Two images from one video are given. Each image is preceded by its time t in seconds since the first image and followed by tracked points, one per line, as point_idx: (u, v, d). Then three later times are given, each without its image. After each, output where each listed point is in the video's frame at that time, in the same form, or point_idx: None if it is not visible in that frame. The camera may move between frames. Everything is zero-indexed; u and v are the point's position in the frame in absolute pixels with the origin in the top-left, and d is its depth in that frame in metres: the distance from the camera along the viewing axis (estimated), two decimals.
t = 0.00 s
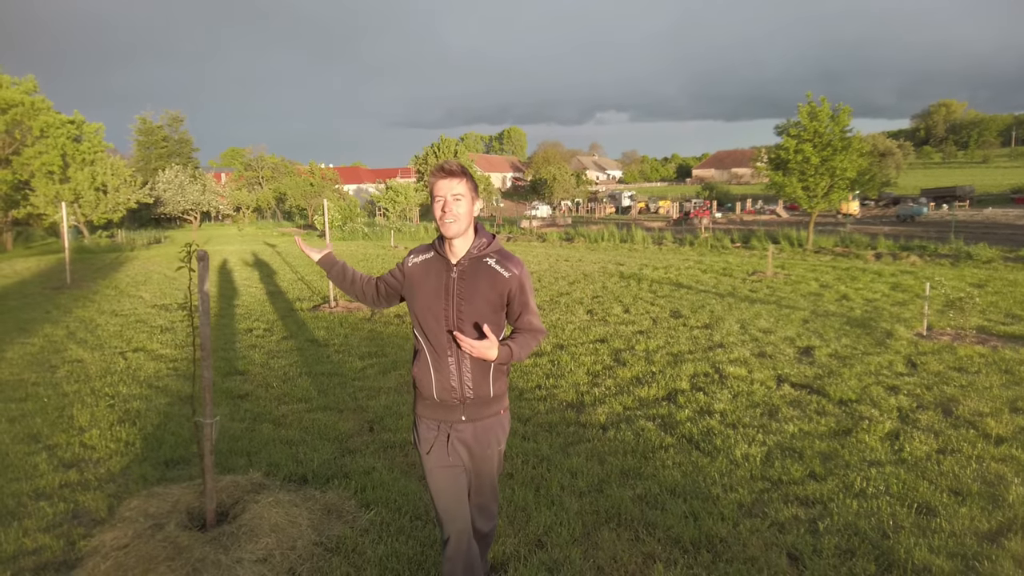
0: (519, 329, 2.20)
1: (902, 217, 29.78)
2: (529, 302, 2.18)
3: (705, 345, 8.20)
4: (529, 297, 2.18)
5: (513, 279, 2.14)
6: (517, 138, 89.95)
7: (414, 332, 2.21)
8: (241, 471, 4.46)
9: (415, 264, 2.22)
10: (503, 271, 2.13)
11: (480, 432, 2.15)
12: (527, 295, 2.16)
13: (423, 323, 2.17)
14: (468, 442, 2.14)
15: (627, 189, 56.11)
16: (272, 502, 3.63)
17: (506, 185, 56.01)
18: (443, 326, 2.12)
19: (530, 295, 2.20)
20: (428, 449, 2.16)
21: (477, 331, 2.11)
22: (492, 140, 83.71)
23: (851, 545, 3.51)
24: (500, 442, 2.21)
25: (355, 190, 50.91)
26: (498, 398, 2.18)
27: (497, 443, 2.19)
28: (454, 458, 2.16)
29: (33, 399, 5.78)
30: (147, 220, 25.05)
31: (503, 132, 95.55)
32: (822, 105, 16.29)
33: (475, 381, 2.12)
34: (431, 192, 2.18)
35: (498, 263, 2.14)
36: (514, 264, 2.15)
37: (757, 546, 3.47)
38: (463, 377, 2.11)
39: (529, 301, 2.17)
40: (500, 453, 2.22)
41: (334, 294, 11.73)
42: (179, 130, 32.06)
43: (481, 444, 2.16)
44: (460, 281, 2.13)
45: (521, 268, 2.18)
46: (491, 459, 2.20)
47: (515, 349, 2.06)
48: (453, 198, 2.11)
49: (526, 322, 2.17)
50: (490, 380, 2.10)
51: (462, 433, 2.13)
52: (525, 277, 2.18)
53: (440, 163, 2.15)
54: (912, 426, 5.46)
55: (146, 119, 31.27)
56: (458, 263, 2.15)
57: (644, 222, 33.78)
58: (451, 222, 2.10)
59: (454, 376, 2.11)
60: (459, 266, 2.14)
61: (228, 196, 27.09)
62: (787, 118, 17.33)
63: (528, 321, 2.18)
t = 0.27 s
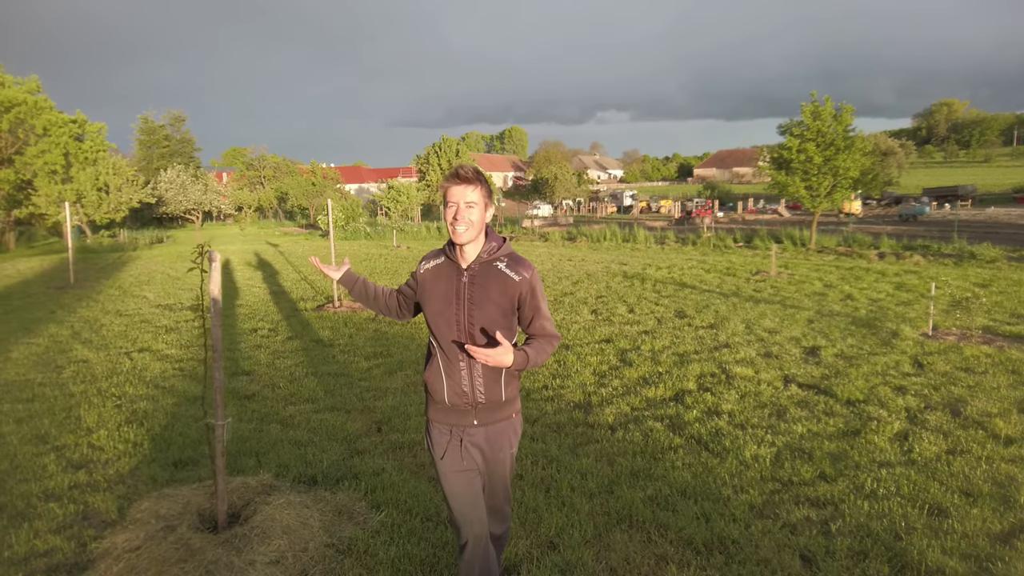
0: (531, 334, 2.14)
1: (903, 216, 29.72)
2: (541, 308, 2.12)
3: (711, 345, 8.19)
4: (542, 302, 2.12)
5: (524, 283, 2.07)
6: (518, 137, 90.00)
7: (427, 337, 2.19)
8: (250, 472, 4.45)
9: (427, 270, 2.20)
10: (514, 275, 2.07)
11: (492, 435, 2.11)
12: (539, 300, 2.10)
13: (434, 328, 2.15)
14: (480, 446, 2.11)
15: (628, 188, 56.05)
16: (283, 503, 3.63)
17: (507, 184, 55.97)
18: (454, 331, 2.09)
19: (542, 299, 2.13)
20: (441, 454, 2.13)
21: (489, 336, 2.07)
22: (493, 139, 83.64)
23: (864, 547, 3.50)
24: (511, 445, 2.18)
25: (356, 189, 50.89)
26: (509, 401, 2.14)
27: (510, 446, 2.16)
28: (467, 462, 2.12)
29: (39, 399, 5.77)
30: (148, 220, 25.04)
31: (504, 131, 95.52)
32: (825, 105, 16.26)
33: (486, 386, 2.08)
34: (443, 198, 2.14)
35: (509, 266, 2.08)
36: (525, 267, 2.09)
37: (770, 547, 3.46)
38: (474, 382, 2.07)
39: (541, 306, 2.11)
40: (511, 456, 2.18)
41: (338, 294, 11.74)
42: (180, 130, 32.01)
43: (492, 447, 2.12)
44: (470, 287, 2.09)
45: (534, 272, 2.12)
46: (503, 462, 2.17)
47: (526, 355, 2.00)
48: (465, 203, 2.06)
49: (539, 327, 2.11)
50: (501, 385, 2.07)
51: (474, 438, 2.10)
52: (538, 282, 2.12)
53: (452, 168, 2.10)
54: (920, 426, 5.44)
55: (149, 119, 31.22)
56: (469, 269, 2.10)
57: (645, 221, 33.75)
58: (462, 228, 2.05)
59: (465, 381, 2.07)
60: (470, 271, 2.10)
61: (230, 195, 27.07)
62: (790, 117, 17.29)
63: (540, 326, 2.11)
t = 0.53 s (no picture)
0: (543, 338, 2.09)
1: (902, 217, 29.74)
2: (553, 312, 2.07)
3: (714, 346, 8.18)
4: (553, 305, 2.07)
5: (537, 286, 2.02)
6: (516, 137, 89.96)
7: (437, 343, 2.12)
8: (256, 475, 4.43)
9: (434, 275, 2.12)
10: (527, 278, 2.01)
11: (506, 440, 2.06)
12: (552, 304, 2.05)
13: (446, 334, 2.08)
14: (494, 450, 2.06)
15: (627, 189, 56.06)
16: (291, 506, 3.62)
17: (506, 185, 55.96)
18: (466, 337, 2.03)
19: (554, 302, 2.08)
20: (453, 458, 2.07)
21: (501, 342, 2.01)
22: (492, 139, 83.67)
23: (873, 549, 3.49)
24: (524, 449, 2.13)
25: (354, 190, 50.82)
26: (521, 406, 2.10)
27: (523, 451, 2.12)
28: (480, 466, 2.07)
29: (42, 401, 5.75)
30: (147, 220, 24.98)
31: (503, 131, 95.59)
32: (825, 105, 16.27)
33: (500, 391, 2.03)
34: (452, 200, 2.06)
35: (521, 269, 2.02)
36: (537, 270, 2.03)
37: (780, 550, 3.45)
38: (487, 389, 2.02)
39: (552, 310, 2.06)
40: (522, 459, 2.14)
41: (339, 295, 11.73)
42: (179, 130, 31.93)
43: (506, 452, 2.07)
44: (482, 292, 2.02)
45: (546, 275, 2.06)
46: (516, 467, 2.12)
47: (540, 359, 1.95)
48: (476, 207, 2.00)
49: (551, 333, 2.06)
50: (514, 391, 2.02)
51: (487, 443, 2.05)
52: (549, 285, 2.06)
53: (463, 171, 2.03)
54: (925, 428, 5.43)
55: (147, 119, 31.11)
56: (480, 273, 2.03)
57: (645, 222, 33.76)
58: (473, 232, 1.98)
59: (480, 388, 2.01)
60: (481, 276, 2.03)
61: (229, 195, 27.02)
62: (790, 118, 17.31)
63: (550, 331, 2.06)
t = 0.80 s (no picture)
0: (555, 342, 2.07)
1: (899, 217, 29.84)
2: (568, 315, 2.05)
3: (715, 346, 8.18)
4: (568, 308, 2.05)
5: (552, 289, 2.00)
6: (513, 138, 90.01)
7: (446, 351, 2.06)
8: (260, 476, 4.41)
9: (442, 280, 2.06)
10: (543, 281, 1.99)
11: (518, 452, 2.02)
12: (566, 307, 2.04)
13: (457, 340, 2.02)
14: (505, 462, 2.02)
15: (624, 189, 56.13)
16: (297, 508, 3.60)
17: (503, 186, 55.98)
18: (480, 344, 1.97)
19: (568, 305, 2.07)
20: (461, 472, 2.01)
21: (516, 348, 1.98)
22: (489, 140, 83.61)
23: (880, 549, 3.49)
24: (533, 460, 2.10)
25: (352, 190, 50.75)
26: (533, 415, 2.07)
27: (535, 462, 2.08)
28: (490, 478, 2.03)
29: (43, 403, 5.71)
30: (144, 221, 24.87)
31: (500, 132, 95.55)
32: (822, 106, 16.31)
33: (513, 398, 1.99)
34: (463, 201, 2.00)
35: (536, 271, 2.00)
36: (551, 273, 2.01)
37: (787, 551, 3.44)
38: (503, 396, 1.97)
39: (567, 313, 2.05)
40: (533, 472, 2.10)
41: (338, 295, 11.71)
42: (176, 131, 31.82)
43: (517, 464, 2.03)
44: (497, 296, 1.98)
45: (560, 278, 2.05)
46: (525, 478, 2.08)
47: (554, 366, 1.94)
48: (491, 208, 1.95)
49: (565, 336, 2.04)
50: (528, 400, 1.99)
51: (499, 453, 2.00)
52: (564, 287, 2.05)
53: (475, 170, 1.96)
54: (928, 428, 5.44)
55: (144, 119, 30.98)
56: (494, 277, 1.99)
57: (642, 222, 33.81)
58: (488, 234, 1.94)
59: (494, 397, 1.97)
60: (495, 279, 1.99)
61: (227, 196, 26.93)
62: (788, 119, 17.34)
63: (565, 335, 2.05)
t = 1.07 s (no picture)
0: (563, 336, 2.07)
1: (893, 219, 30.00)
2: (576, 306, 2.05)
3: (711, 347, 8.19)
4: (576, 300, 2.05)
5: (562, 279, 2.00)
6: (508, 139, 90.03)
7: (451, 347, 2.03)
8: (258, 479, 4.39)
9: (446, 274, 2.03)
10: (551, 271, 1.98)
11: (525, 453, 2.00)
12: (575, 299, 2.04)
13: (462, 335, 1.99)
14: (512, 465, 1.99)
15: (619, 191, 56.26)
16: (297, 511, 3.59)
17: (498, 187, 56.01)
18: (487, 339, 1.95)
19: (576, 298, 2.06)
20: (467, 476, 1.99)
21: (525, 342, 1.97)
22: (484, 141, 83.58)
23: (881, 548, 3.49)
24: (540, 463, 2.07)
25: (346, 192, 50.64)
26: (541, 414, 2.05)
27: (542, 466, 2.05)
28: (497, 481, 2.01)
29: (37, 405, 5.66)
30: (137, 222, 24.69)
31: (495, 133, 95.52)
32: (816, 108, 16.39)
33: (521, 395, 1.97)
34: (467, 190, 1.98)
35: (544, 262, 2.00)
36: (560, 263, 2.01)
37: (789, 551, 3.44)
38: (510, 393, 1.95)
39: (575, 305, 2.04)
40: (541, 473, 2.08)
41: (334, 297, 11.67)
42: (170, 132, 31.64)
43: (524, 466, 2.01)
44: (504, 287, 1.96)
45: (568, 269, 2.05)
46: (531, 481, 2.06)
47: (562, 360, 1.94)
48: (497, 196, 1.94)
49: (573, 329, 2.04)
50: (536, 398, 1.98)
51: (505, 456, 1.98)
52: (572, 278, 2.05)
53: (479, 155, 1.93)
54: (926, 428, 5.46)
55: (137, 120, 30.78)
56: (501, 268, 1.98)
57: (637, 224, 33.90)
58: (495, 224, 1.92)
59: (501, 394, 1.94)
60: (502, 271, 1.98)
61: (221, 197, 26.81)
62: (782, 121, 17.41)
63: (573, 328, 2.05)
